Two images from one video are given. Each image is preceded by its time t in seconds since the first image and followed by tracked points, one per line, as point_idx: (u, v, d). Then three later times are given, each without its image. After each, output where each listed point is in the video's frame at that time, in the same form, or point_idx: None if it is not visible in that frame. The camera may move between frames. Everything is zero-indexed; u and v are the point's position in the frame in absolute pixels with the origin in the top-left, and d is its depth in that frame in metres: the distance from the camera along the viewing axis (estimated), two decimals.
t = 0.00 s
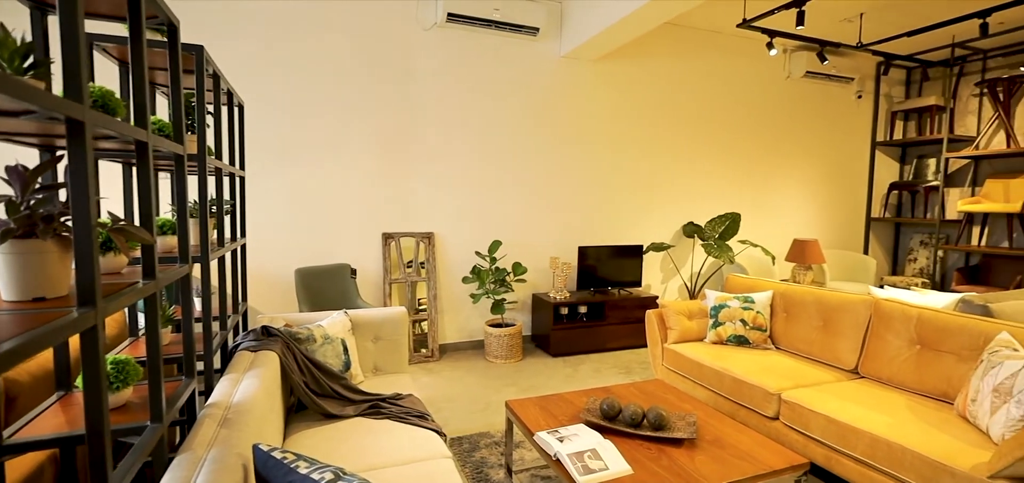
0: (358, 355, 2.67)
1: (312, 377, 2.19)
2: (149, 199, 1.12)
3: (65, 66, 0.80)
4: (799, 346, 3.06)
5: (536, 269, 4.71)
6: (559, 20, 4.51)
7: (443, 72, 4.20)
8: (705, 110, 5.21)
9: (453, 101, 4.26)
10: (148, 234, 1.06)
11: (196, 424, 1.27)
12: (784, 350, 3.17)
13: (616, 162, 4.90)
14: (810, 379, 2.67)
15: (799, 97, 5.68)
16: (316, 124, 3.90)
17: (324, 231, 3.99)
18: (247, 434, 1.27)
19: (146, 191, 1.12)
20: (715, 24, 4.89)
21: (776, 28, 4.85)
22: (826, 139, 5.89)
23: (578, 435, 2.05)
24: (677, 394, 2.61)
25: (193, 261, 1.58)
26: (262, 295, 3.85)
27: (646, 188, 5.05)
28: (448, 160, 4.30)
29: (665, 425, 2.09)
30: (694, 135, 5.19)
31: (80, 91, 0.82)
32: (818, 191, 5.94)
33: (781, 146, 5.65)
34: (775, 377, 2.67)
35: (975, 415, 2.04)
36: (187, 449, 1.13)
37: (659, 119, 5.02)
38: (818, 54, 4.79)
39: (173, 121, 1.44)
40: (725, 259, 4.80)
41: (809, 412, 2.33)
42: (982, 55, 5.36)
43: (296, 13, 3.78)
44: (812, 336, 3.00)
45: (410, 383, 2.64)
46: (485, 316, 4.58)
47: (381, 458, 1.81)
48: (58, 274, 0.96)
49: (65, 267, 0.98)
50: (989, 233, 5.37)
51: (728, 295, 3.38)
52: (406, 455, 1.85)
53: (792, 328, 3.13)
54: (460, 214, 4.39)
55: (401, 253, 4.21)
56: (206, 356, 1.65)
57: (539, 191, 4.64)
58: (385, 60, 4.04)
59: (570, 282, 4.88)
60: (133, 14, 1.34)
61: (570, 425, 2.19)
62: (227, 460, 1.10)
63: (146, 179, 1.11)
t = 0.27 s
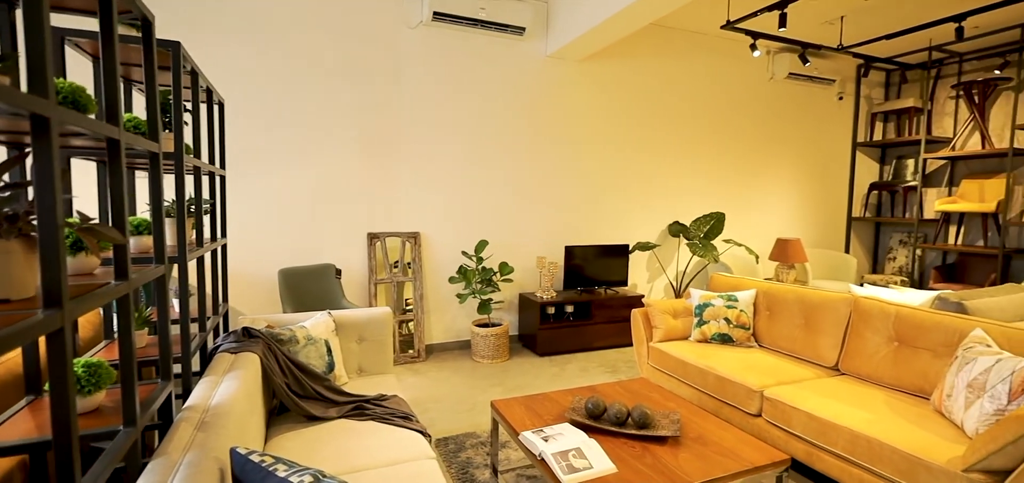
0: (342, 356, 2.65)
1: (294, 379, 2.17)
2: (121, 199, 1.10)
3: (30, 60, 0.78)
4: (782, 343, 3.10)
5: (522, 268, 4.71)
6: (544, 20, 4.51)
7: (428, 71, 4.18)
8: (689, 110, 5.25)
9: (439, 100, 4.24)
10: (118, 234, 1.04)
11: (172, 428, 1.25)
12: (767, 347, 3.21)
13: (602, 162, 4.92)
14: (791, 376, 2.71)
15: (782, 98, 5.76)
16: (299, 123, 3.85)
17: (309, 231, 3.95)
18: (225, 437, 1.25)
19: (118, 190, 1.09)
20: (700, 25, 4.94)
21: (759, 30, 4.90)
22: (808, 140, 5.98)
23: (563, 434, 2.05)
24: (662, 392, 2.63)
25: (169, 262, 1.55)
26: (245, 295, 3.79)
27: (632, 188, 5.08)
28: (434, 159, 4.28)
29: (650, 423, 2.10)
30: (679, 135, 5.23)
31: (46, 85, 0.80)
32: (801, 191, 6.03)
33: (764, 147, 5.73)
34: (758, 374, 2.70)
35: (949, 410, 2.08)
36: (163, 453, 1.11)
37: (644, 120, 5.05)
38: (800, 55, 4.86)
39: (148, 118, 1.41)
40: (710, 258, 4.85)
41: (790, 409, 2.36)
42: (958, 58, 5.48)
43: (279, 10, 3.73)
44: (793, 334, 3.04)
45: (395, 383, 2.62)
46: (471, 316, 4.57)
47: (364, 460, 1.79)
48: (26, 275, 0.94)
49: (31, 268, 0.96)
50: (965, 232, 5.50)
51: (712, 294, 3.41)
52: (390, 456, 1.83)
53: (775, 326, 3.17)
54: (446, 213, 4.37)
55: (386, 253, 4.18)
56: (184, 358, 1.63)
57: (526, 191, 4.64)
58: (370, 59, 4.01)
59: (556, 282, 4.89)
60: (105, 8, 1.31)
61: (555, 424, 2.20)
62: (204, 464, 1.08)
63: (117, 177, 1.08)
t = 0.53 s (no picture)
0: (324, 357, 2.62)
1: (275, 381, 2.13)
2: (90, 196, 1.08)
3: None
4: (764, 341, 3.14)
5: (508, 268, 4.71)
6: (530, 20, 4.52)
7: (413, 69, 4.15)
8: (674, 111, 5.30)
9: (424, 100, 4.22)
10: (86, 234, 1.02)
11: (146, 432, 1.22)
12: (749, 345, 3.25)
13: (588, 161, 4.94)
14: (773, 373, 2.74)
15: (764, 100, 5.83)
16: (282, 121, 3.80)
17: (292, 231, 3.90)
18: (202, 441, 1.23)
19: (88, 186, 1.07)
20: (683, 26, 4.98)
21: (742, 32, 4.96)
22: (790, 140, 6.07)
23: (547, 434, 2.05)
24: (646, 390, 2.65)
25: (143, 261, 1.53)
26: (228, 296, 3.74)
27: (617, 187, 5.11)
28: (420, 159, 4.25)
29: (634, 422, 2.11)
30: (664, 135, 5.27)
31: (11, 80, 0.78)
32: (783, 190, 6.12)
33: (747, 147, 5.79)
34: (740, 372, 2.73)
35: (925, 405, 2.13)
36: (135, 457, 1.09)
37: (630, 119, 5.08)
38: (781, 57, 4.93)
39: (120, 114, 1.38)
40: (694, 257, 4.89)
41: (772, 406, 2.38)
42: (934, 61, 5.61)
43: (260, 6, 3.67)
44: (775, 332, 3.08)
45: (378, 385, 2.60)
46: (457, 316, 4.55)
47: (346, 463, 1.77)
48: None
49: None
50: (941, 231, 5.63)
51: (696, 293, 3.44)
52: (373, 458, 1.82)
53: (757, 324, 3.21)
54: (431, 213, 4.34)
55: (371, 253, 4.14)
56: (160, 360, 1.60)
57: (511, 190, 4.64)
58: (354, 57, 3.97)
59: (542, 281, 4.89)
60: None
61: (539, 424, 2.20)
62: (179, 469, 1.06)
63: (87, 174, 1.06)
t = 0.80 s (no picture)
0: (306, 359, 2.58)
1: (254, 383, 2.10)
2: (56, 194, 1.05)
3: None
4: (746, 339, 3.17)
5: (493, 268, 4.70)
6: (515, 19, 4.51)
7: (396, 68, 4.12)
8: (658, 111, 5.34)
9: (408, 99, 4.19)
10: (51, 234, 0.99)
11: (117, 437, 1.19)
12: (731, 343, 3.28)
13: (573, 161, 4.95)
14: (754, 370, 2.78)
15: (747, 101, 5.91)
16: (263, 120, 3.74)
17: (274, 231, 3.85)
18: (175, 445, 1.20)
19: (54, 183, 1.04)
20: (667, 27, 5.02)
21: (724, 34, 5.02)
22: (771, 141, 6.16)
23: (530, 433, 2.05)
24: (629, 389, 2.66)
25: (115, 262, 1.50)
26: (208, 298, 3.67)
27: (602, 187, 5.13)
28: (404, 159, 4.22)
29: (617, 420, 2.12)
30: (647, 135, 5.31)
31: None
32: (765, 190, 6.20)
33: (730, 147, 5.87)
34: (722, 370, 2.76)
35: (899, 401, 2.17)
36: (104, 463, 1.06)
37: (614, 120, 5.11)
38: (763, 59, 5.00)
39: (90, 111, 1.34)
40: (677, 257, 4.94)
41: (752, 403, 2.42)
42: (910, 65, 5.73)
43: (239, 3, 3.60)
44: (756, 329, 3.12)
45: (361, 386, 2.57)
46: (442, 316, 4.53)
47: (327, 465, 1.75)
48: None
49: None
50: (917, 230, 5.76)
51: (679, 292, 3.47)
52: (354, 460, 1.80)
53: (739, 322, 3.25)
54: (416, 213, 4.32)
55: (354, 253, 4.10)
56: (133, 364, 1.56)
57: (496, 189, 4.63)
58: (337, 55, 3.93)
59: (528, 281, 4.89)
60: None
61: (523, 424, 2.20)
62: (149, 475, 1.03)
63: (53, 171, 1.03)
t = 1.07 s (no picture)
0: (287, 360, 2.54)
1: (233, 386, 2.06)
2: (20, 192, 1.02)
3: None
4: (728, 337, 3.21)
5: (479, 268, 4.68)
6: (500, 19, 4.51)
7: (380, 66, 4.08)
8: (642, 112, 5.38)
9: (392, 98, 4.16)
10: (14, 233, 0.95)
11: (88, 442, 1.16)
12: (714, 341, 3.32)
13: (558, 161, 4.96)
14: (736, 368, 2.81)
15: (729, 102, 5.98)
16: (243, 118, 3.68)
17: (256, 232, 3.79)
18: (148, 451, 1.17)
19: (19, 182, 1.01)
20: (651, 28, 5.06)
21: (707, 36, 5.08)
22: (753, 142, 6.24)
23: (514, 433, 2.05)
24: (613, 388, 2.67)
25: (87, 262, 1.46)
26: (187, 299, 3.60)
27: (586, 187, 5.15)
28: (388, 158, 4.19)
29: (600, 419, 2.12)
30: (632, 136, 5.35)
31: None
32: (747, 190, 6.28)
33: (713, 148, 5.93)
34: (704, 368, 2.79)
35: (876, 397, 2.21)
36: (73, 471, 1.03)
37: (599, 120, 5.13)
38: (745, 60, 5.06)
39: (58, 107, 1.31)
40: (661, 256, 4.98)
41: (734, 400, 2.44)
42: (888, 68, 5.86)
43: None
44: (738, 328, 3.16)
45: (344, 388, 2.54)
46: (427, 316, 4.50)
47: (307, 469, 1.72)
48: None
49: None
50: (894, 230, 5.89)
51: (663, 291, 3.49)
52: (335, 463, 1.77)
53: (721, 320, 3.28)
54: (401, 212, 4.29)
55: (337, 254, 4.06)
56: (105, 367, 1.52)
57: (481, 189, 4.62)
58: (319, 53, 3.88)
59: (513, 281, 4.89)
60: None
61: (506, 424, 2.19)
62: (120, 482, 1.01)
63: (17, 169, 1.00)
